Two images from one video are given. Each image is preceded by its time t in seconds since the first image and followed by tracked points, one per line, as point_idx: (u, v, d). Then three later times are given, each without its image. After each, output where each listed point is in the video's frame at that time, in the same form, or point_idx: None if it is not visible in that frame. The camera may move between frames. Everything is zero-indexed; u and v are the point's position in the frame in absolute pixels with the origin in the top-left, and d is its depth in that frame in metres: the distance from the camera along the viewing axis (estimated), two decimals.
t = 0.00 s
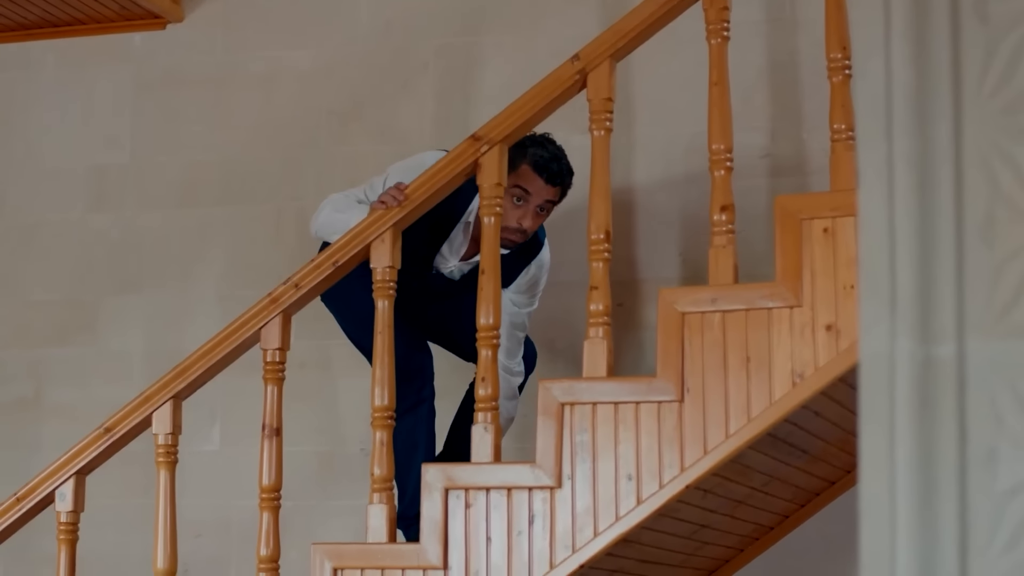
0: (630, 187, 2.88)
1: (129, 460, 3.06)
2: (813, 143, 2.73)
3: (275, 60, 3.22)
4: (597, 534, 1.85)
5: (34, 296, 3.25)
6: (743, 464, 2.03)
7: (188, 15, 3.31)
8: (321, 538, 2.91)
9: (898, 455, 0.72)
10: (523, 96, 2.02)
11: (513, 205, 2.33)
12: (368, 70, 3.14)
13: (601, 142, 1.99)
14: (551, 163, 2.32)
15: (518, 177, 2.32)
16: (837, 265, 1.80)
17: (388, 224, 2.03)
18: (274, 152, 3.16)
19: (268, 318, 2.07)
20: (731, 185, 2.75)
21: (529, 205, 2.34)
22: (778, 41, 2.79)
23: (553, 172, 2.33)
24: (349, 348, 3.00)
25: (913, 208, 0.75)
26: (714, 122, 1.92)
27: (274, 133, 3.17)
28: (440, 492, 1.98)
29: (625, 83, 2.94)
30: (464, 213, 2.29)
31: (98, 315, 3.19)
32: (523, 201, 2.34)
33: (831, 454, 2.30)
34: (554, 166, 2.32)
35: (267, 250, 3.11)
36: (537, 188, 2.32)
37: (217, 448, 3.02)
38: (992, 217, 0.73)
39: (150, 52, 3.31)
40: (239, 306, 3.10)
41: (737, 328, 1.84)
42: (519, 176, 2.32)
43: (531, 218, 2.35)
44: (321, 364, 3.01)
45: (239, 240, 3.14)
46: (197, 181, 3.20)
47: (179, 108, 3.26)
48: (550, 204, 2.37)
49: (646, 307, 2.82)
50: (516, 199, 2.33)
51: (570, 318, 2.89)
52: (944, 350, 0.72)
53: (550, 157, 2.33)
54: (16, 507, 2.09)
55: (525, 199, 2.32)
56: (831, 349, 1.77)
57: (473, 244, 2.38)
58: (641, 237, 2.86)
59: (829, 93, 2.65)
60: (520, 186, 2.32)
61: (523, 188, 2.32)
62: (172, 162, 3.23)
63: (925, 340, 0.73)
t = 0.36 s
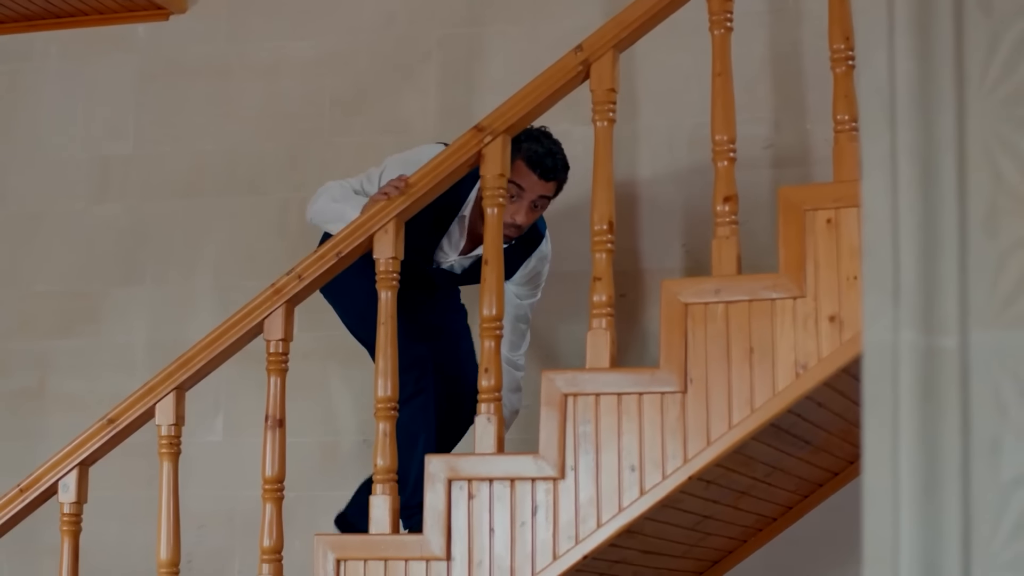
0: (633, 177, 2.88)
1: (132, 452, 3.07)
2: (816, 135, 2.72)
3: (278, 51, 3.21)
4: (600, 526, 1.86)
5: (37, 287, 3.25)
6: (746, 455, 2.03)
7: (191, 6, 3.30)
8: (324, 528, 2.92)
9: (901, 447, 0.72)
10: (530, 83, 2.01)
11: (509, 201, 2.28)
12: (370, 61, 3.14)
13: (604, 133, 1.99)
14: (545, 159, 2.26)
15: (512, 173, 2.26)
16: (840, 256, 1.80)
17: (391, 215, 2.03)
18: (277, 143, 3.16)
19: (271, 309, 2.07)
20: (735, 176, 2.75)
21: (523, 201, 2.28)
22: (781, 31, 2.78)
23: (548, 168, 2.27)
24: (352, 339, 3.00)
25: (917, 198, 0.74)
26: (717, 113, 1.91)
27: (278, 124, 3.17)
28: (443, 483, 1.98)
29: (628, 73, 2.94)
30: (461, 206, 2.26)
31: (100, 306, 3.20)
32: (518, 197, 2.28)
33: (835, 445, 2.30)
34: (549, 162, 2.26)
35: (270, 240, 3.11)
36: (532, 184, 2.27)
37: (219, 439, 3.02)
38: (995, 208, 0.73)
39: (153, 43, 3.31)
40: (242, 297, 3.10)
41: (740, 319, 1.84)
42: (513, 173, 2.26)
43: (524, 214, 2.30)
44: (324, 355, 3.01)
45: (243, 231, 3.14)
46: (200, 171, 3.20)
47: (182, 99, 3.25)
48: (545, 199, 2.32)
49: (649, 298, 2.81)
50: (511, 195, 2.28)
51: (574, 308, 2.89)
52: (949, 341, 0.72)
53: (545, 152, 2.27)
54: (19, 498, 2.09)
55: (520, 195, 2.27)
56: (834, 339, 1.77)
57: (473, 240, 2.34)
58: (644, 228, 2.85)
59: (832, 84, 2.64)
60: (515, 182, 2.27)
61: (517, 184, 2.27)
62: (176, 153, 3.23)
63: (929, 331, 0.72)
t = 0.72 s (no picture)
0: (639, 172, 2.88)
1: (138, 446, 3.07)
2: (822, 129, 2.71)
3: (284, 45, 3.21)
4: (606, 520, 1.86)
5: (43, 282, 3.26)
6: (752, 449, 2.03)
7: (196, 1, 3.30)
8: (330, 523, 2.92)
9: (906, 444, 0.72)
10: (535, 78, 2.02)
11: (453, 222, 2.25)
12: (375, 56, 3.14)
13: (610, 127, 1.99)
14: (478, 189, 2.14)
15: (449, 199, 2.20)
16: (846, 250, 1.79)
17: (396, 210, 2.04)
18: (282, 137, 3.16)
19: (277, 304, 2.07)
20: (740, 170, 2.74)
21: (467, 223, 2.23)
22: (787, 25, 2.77)
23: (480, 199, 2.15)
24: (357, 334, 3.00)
25: (922, 192, 0.74)
26: (723, 107, 1.91)
27: (283, 118, 3.17)
28: (448, 478, 1.98)
29: (633, 68, 2.93)
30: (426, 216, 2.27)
31: (106, 300, 3.21)
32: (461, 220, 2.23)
33: (841, 439, 2.30)
34: (482, 192, 2.14)
35: (276, 235, 3.12)
36: (467, 212, 2.19)
37: (225, 434, 3.03)
38: (1001, 202, 0.73)
39: (158, 37, 3.31)
40: (248, 292, 3.11)
41: (745, 313, 1.84)
42: (451, 199, 2.20)
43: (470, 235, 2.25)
44: (330, 350, 3.02)
45: (249, 225, 3.14)
46: (206, 166, 3.20)
47: (188, 93, 3.26)
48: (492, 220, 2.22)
49: (655, 292, 2.81)
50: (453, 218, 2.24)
51: (579, 302, 2.89)
52: (955, 335, 0.72)
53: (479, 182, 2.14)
54: (25, 493, 2.10)
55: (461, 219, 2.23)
56: (840, 334, 1.77)
57: (443, 253, 2.37)
58: (650, 223, 2.85)
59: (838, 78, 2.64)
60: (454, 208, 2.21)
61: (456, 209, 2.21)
62: (181, 147, 3.23)
63: (934, 326, 0.72)
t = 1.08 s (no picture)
0: (649, 165, 2.87)
1: (149, 440, 3.09)
2: (832, 122, 2.70)
3: (294, 39, 3.22)
4: (617, 513, 1.86)
5: (54, 276, 3.27)
6: (762, 442, 2.03)
7: None
8: (341, 517, 2.93)
9: (918, 438, 0.74)
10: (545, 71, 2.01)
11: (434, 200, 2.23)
12: (385, 50, 3.14)
13: (620, 120, 1.99)
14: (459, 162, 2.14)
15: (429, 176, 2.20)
16: (857, 243, 1.79)
17: (407, 202, 2.04)
18: (292, 131, 3.17)
19: (287, 297, 2.08)
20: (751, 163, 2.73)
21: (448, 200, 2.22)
22: (797, 18, 2.77)
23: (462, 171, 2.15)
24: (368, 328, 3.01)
25: (934, 187, 0.76)
26: (733, 100, 1.90)
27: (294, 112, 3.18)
28: (459, 471, 1.97)
29: (643, 61, 2.93)
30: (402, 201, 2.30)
31: (117, 295, 3.22)
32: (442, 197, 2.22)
33: (852, 432, 2.30)
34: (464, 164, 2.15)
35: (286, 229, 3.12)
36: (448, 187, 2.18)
37: (236, 427, 3.04)
38: (1012, 195, 0.75)
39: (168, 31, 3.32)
40: (258, 286, 3.11)
41: (756, 305, 1.84)
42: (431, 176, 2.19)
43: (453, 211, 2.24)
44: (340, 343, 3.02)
45: (260, 219, 3.15)
46: (217, 160, 3.21)
47: (198, 87, 3.26)
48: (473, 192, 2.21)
49: (666, 285, 2.81)
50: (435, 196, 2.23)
51: (589, 295, 2.89)
52: (965, 326, 0.74)
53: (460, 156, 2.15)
54: (36, 486, 2.11)
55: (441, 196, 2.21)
56: (851, 327, 1.77)
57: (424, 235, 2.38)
58: (661, 216, 2.84)
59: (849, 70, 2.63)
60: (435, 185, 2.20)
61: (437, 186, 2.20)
62: (191, 141, 3.24)
63: (945, 319, 0.74)
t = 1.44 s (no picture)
0: (663, 157, 2.87)
1: (163, 431, 3.11)
2: (845, 114, 2.69)
3: (307, 32, 3.23)
4: (630, 505, 1.86)
5: (69, 269, 3.29)
6: (775, 434, 2.02)
7: None
8: (356, 508, 2.94)
9: (933, 424, 0.85)
10: (559, 62, 2.01)
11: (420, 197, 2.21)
12: (398, 42, 3.14)
13: (633, 112, 1.99)
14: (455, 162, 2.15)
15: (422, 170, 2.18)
16: (871, 235, 1.79)
17: (420, 194, 2.04)
18: (305, 123, 3.18)
19: (301, 289, 2.09)
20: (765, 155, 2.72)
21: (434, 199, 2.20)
22: (810, 9, 2.76)
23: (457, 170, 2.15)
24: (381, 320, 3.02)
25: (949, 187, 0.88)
26: (747, 91, 1.89)
27: (307, 104, 3.18)
28: (472, 462, 1.98)
29: (656, 52, 2.92)
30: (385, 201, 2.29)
31: (130, 287, 3.24)
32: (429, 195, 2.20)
33: (866, 424, 2.30)
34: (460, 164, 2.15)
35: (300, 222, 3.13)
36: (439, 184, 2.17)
37: (250, 418, 3.06)
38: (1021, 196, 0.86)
39: (182, 23, 3.33)
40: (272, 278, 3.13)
41: (770, 296, 1.83)
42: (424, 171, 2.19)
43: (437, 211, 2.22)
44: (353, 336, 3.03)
45: (273, 212, 3.15)
46: (230, 153, 3.22)
47: (212, 80, 3.27)
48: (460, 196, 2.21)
49: (679, 277, 2.80)
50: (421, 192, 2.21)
51: (602, 287, 2.89)
52: (979, 318, 0.85)
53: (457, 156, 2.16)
54: (50, 478, 2.13)
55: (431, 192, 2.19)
56: (865, 319, 1.76)
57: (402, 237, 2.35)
58: (674, 208, 2.84)
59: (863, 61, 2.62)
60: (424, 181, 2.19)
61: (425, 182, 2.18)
62: (205, 133, 3.25)
63: (959, 310, 0.85)
